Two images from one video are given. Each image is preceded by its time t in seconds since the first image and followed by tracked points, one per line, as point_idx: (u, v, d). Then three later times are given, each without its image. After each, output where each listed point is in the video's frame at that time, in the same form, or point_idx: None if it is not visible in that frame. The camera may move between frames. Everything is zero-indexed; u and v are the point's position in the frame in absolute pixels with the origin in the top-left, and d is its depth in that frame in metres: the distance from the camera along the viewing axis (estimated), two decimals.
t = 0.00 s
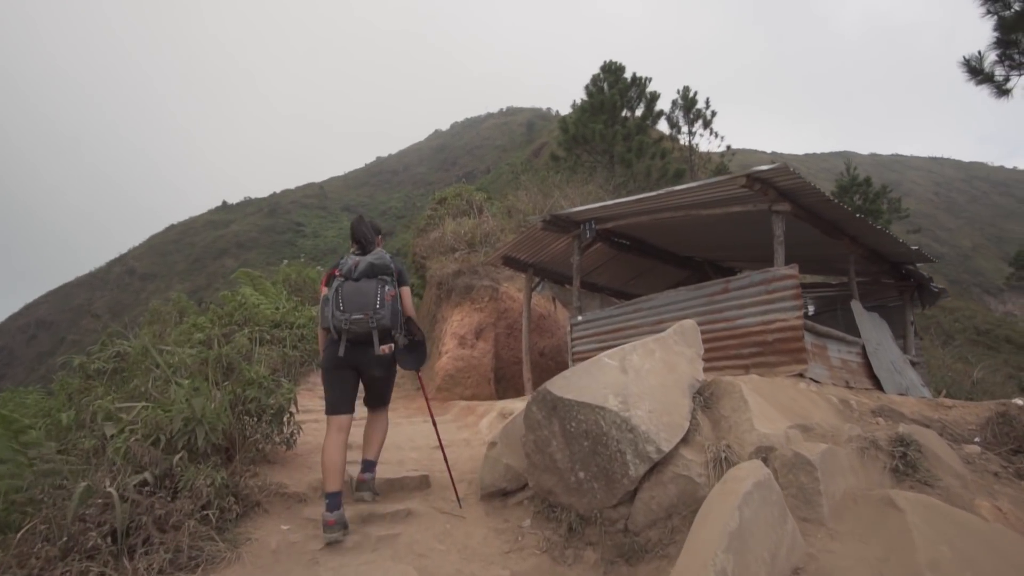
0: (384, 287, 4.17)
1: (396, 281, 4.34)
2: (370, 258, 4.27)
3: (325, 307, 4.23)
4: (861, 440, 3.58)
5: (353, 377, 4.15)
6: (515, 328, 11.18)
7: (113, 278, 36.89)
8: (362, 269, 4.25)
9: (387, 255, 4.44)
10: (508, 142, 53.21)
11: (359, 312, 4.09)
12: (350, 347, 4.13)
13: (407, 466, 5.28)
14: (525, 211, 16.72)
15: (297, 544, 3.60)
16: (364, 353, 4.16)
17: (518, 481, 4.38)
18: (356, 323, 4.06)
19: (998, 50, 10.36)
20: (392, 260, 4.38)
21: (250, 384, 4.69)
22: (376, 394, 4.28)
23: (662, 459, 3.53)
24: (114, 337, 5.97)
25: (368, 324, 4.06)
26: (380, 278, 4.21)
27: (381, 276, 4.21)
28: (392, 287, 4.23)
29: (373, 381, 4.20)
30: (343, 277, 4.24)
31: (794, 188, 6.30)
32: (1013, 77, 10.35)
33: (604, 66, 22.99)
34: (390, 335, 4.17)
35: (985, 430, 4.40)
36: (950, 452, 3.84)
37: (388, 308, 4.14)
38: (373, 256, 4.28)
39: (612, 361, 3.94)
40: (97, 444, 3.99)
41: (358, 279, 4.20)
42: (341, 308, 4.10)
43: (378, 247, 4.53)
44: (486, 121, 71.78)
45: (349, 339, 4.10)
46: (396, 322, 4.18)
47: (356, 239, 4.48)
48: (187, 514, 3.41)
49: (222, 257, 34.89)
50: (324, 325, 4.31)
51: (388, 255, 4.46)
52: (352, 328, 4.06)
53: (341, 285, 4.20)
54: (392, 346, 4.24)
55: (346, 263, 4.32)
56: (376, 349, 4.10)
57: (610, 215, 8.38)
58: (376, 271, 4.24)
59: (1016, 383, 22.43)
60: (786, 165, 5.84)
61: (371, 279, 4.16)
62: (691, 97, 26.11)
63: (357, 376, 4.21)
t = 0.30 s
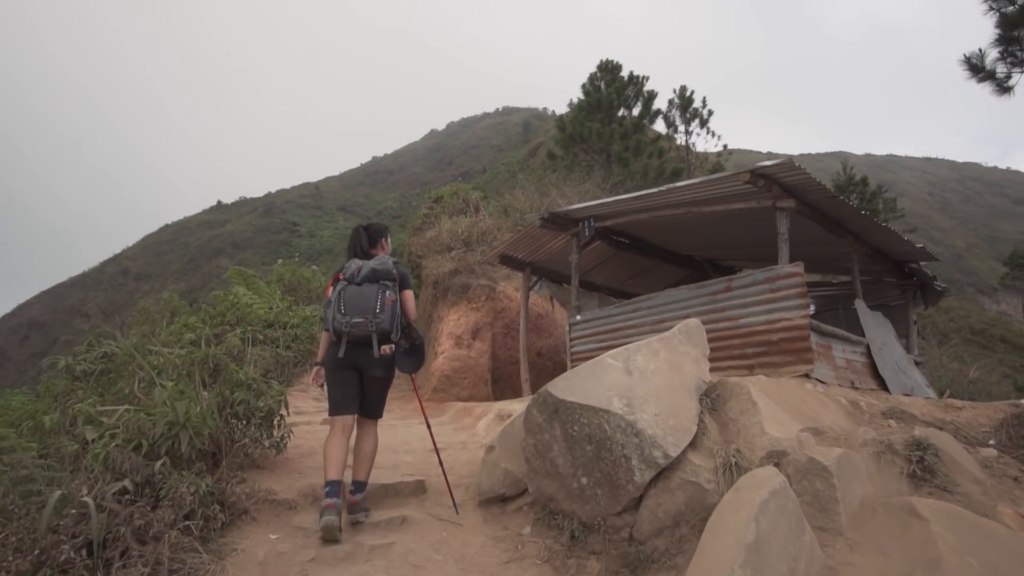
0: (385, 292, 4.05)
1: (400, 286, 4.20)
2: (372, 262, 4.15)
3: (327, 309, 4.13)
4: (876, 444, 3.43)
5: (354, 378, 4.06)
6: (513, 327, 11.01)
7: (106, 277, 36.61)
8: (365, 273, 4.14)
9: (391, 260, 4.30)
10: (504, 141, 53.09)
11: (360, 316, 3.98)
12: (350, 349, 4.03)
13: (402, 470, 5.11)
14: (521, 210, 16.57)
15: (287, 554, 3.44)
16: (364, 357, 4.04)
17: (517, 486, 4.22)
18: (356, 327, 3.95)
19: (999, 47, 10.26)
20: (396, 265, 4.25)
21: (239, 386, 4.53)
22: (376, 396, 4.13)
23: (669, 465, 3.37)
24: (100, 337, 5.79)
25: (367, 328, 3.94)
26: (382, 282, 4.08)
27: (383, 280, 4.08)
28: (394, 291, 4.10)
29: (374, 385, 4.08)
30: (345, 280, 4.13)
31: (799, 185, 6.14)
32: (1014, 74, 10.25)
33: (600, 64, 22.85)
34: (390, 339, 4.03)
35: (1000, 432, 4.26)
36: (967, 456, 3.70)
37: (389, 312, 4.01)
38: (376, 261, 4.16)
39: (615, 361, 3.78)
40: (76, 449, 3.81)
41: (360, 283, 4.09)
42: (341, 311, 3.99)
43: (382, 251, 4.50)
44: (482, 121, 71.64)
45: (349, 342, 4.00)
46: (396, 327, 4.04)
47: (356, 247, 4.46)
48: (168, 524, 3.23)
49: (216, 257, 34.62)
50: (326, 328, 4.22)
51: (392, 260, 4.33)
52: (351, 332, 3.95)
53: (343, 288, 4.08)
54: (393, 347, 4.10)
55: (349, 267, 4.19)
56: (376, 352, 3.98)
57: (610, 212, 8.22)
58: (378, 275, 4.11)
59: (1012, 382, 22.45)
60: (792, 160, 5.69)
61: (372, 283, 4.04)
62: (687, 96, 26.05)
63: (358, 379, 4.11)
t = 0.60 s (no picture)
0: (390, 295, 4.18)
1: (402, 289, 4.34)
2: (381, 262, 4.25)
3: (330, 304, 4.20)
4: (895, 454, 3.27)
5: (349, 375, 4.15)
6: (508, 328, 10.81)
7: (94, 275, 36.11)
8: (372, 273, 4.23)
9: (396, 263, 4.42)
10: (498, 141, 52.89)
11: (362, 316, 4.09)
12: (348, 347, 4.12)
13: (394, 477, 4.91)
14: (516, 209, 16.37)
15: (271, 571, 3.23)
16: (361, 355, 4.13)
17: (515, 495, 4.03)
18: (358, 326, 4.05)
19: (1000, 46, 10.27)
20: (401, 269, 4.37)
21: (224, 390, 4.32)
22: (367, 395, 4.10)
23: (678, 476, 3.19)
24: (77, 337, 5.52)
25: (369, 329, 4.06)
26: (388, 285, 4.20)
27: (390, 283, 4.21)
28: (398, 295, 4.24)
29: (365, 382, 4.11)
30: (352, 276, 4.21)
31: (804, 183, 5.98)
32: (1015, 74, 10.25)
33: (596, 63, 22.67)
34: (389, 340, 4.16)
35: (1016, 440, 4.11)
36: (986, 465, 3.55)
37: (391, 315, 4.15)
38: (384, 261, 4.25)
39: (620, 365, 3.59)
40: (46, 458, 3.58)
41: (366, 282, 4.19)
42: (346, 309, 4.09)
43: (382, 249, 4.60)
44: (476, 120, 71.37)
45: (348, 340, 4.10)
46: (395, 329, 4.18)
47: (358, 242, 4.54)
48: (142, 540, 3.03)
49: (207, 255, 34.21)
50: (325, 322, 4.30)
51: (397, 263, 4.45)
52: (353, 330, 4.05)
53: (349, 284, 4.16)
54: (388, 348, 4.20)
55: (357, 263, 4.26)
56: (374, 352, 4.10)
57: (609, 211, 8.04)
58: (385, 278, 4.22)
59: (1003, 384, 22.53)
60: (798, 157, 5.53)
61: (379, 283, 4.16)
62: (683, 96, 25.96)
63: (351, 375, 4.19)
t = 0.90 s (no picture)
0: (368, 296, 3.94)
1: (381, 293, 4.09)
2: (358, 266, 4.05)
3: (306, 308, 4.00)
4: (906, 470, 3.12)
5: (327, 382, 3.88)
6: (491, 330, 10.57)
7: (64, 269, 35.03)
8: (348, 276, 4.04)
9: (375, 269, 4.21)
10: (481, 140, 52.61)
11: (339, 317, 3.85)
12: (325, 351, 3.87)
13: (375, 488, 4.65)
14: (500, 209, 16.13)
15: None
16: (338, 360, 3.87)
17: (503, 509, 3.81)
18: (334, 327, 3.80)
19: (987, 55, 10.46)
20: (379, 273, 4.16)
21: (192, 396, 4.03)
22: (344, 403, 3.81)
23: (681, 494, 3.00)
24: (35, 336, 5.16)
25: (346, 330, 3.81)
26: (365, 287, 3.98)
27: (367, 285, 3.98)
28: (376, 297, 3.99)
29: (343, 389, 3.84)
30: (328, 281, 4.02)
31: (799, 186, 5.85)
32: (1000, 84, 10.45)
33: (582, 64, 22.54)
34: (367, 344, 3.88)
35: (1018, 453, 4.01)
36: (994, 480, 3.42)
37: (370, 316, 3.89)
38: (361, 264, 4.05)
39: (618, 374, 3.39)
40: None
41: (343, 285, 3.98)
42: (321, 311, 3.87)
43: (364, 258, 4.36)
44: (459, 119, 70.97)
45: (324, 343, 3.85)
46: (376, 332, 3.90)
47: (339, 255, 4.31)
48: (94, 566, 2.77)
49: (182, 250, 33.34)
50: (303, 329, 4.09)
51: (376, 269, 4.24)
52: (328, 332, 3.80)
53: (325, 288, 3.97)
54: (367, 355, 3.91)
55: (334, 269, 4.11)
56: (352, 355, 3.83)
57: (598, 212, 7.86)
58: (361, 280, 4.00)
59: (974, 388, 23.01)
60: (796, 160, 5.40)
61: (356, 285, 3.94)
62: (667, 99, 26.00)
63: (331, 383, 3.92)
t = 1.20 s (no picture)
0: (340, 275, 4.27)
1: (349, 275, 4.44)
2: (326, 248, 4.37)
3: (277, 289, 4.19)
4: (897, 480, 3.04)
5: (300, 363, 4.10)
6: (464, 329, 10.34)
7: (13, 261, 33.35)
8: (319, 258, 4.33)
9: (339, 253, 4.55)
10: (454, 137, 52.16)
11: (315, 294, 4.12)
12: (300, 328, 4.11)
13: (342, 497, 4.39)
14: (474, 206, 15.90)
15: None
16: (313, 338, 4.12)
17: (480, 520, 3.61)
18: (312, 303, 4.08)
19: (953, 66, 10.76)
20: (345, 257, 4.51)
21: (142, 400, 3.69)
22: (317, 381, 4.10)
23: (671, 507, 2.86)
24: None
25: (324, 305, 4.10)
26: (336, 267, 4.31)
27: (338, 265, 4.32)
28: (347, 277, 4.34)
29: (316, 368, 4.11)
30: (299, 262, 4.27)
31: (780, 189, 5.81)
32: (965, 94, 10.76)
33: (556, 62, 22.41)
34: (341, 321, 4.21)
35: (997, 459, 4.00)
36: (979, 488, 3.38)
37: (344, 293, 4.22)
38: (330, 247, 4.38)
39: (604, 380, 3.23)
40: None
41: (314, 265, 4.26)
42: (297, 288, 4.11)
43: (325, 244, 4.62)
44: (432, 115, 70.27)
45: (300, 321, 4.08)
46: (349, 309, 4.24)
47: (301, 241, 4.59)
48: None
49: (141, 243, 32.07)
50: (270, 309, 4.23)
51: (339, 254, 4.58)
52: (307, 308, 4.06)
53: (297, 268, 4.20)
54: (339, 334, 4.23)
55: (301, 252, 4.35)
56: (329, 331, 4.13)
57: (575, 210, 7.71)
58: (332, 261, 4.33)
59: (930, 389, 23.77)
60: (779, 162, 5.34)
61: (329, 265, 4.25)
62: (640, 101, 26.12)
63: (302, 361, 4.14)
